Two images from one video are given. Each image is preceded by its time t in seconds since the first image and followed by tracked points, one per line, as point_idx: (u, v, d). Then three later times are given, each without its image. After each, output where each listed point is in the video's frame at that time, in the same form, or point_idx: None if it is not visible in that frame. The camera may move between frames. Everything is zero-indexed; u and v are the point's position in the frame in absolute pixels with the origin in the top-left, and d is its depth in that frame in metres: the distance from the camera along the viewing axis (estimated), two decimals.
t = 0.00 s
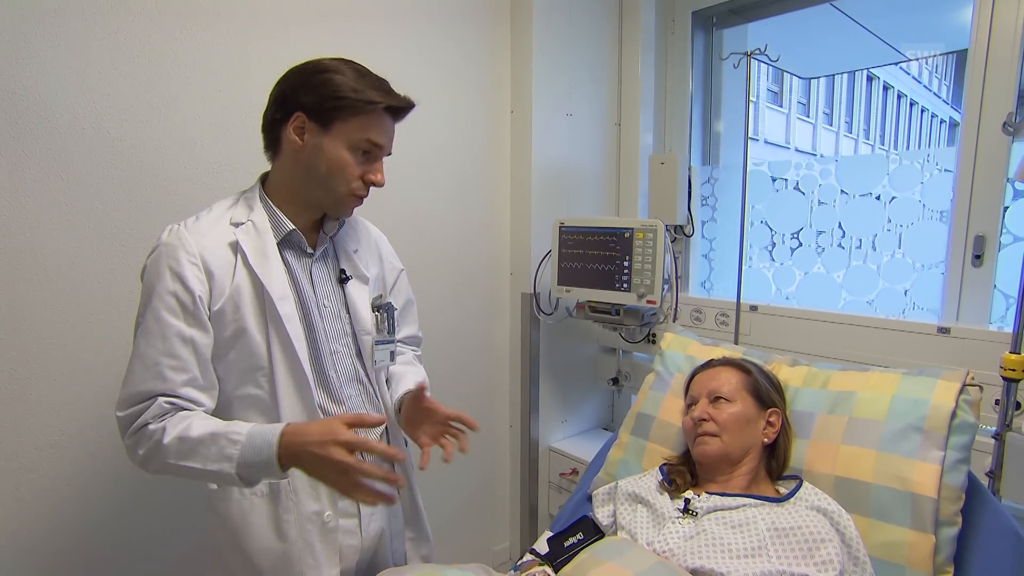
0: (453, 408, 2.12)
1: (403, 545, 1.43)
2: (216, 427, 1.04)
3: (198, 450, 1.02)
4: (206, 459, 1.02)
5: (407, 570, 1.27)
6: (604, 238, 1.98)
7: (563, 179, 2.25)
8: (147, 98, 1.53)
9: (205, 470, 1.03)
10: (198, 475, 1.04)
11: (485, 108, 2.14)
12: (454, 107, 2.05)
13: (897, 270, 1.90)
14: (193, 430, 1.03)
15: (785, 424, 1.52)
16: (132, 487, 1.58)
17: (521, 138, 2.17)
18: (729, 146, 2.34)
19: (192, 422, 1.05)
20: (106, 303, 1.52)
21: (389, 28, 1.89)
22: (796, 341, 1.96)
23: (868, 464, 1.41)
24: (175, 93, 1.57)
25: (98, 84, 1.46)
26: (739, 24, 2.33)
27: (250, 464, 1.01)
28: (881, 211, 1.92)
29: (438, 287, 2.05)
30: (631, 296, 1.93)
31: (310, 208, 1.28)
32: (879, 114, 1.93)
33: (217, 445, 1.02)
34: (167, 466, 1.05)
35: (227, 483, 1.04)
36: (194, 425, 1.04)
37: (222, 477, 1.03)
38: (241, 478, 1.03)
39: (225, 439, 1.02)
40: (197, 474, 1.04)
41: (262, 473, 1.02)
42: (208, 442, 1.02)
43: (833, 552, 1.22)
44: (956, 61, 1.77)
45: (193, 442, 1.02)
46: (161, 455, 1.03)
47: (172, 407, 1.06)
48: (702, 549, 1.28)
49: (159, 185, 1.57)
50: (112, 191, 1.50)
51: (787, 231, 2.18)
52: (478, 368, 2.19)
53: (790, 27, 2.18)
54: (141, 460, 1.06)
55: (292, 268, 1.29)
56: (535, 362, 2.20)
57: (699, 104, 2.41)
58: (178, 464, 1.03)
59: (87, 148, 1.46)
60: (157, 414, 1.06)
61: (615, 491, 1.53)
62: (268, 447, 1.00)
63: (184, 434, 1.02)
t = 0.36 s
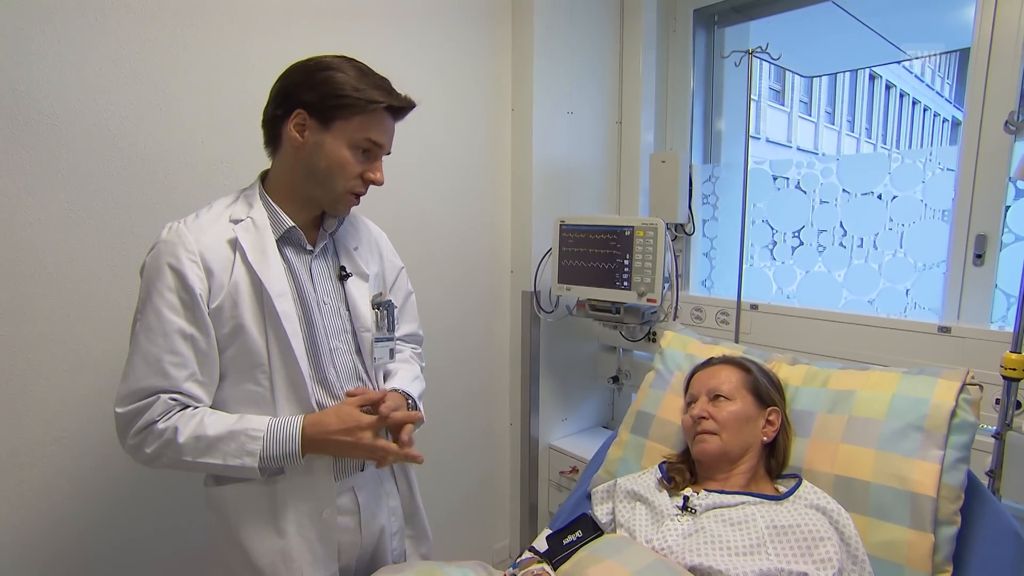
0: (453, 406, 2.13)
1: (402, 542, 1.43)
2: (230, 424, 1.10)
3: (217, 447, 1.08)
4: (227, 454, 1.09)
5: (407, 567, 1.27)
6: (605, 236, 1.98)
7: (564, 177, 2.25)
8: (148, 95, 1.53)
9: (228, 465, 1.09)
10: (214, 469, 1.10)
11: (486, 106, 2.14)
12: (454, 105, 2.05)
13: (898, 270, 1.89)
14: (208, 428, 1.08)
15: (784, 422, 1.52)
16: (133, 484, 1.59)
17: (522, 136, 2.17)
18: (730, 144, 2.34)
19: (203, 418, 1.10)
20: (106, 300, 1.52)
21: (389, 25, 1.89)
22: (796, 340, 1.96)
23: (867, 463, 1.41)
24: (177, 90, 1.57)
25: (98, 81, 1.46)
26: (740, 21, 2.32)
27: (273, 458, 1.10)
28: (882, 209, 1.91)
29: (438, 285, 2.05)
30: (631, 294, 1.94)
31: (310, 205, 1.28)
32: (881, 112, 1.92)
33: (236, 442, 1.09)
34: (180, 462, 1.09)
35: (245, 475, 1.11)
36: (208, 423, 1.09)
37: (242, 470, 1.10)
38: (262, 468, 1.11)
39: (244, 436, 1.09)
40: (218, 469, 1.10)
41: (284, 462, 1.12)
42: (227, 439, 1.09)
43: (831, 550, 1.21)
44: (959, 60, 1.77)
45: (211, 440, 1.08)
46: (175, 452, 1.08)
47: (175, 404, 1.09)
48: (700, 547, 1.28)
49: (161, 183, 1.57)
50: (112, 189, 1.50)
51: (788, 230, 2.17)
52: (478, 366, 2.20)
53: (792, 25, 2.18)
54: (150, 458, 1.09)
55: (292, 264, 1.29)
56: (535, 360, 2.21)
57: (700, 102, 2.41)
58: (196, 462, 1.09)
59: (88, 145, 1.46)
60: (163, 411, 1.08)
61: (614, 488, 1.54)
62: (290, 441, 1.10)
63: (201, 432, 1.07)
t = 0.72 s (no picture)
0: (458, 406, 2.12)
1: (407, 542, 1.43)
2: (235, 426, 1.10)
3: (221, 450, 1.08)
4: (230, 457, 1.09)
5: (412, 567, 1.27)
6: (610, 236, 1.97)
7: (569, 177, 2.24)
8: (154, 95, 1.53)
9: (232, 469, 1.09)
10: (219, 472, 1.10)
11: (491, 106, 2.13)
12: (460, 105, 2.05)
13: (906, 270, 1.88)
14: (213, 431, 1.08)
15: (791, 424, 1.51)
16: (139, 483, 1.59)
17: (527, 136, 2.17)
18: (736, 144, 2.33)
19: (208, 421, 1.10)
20: (112, 299, 1.53)
21: (394, 24, 1.88)
22: (803, 340, 1.95)
23: (875, 464, 1.40)
24: (182, 90, 1.57)
25: (105, 81, 1.46)
26: (746, 21, 2.31)
27: (276, 462, 1.10)
28: (889, 209, 1.90)
29: (443, 284, 2.05)
30: (636, 295, 1.93)
31: (316, 205, 1.28)
32: (889, 110, 1.91)
33: (241, 445, 1.09)
34: (184, 463, 1.09)
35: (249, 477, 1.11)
36: (213, 426, 1.09)
37: (245, 473, 1.10)
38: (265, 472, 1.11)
39: (250, 439, 1.09)
40: (222, 471, 1.10)
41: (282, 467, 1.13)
42: (231, 442, 1.09)
43: (839, 552, 1.20)
44: (968, 59, 1.75)
45: (216, 443, 1.08)
46: (179, 453, 1.08)
47: (179, 405, 1.09)
48: (707, 548, 1.27)
49: (167, 182, 1.57)
50: (119, 189, 1.51)
51: (794, 229, 2.16)
52: (483, 366, 2.19)
53: (798, 24, 2.17)
54: (154, 459, 1.09)
55: (297, 264, 1.29)
56: (540, 360, 2.20)
57: (705, 101, 2.40)
58: (201, 465, 1.09)
59: (94, 145, 1.46)
60: (167, 412, 1.08)
61: (620, 489, 1.53)
62: (298, 444, 1.11)
63: (206, 435, 1.07)
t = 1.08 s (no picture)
0: (459, 403, 2.12)
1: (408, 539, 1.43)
2: (236, 422, 1.10)
3: (223, 446, 1.08)
4: (232, 453, 1.08)
5: (412, 565, 1.27)
6: (613, 234, 1.96)
7: (572, 174, 2.23)
8: (156, 88, 1.52)
9: (233, 464, 1.09)
10: (219, 468, 1.10)
11: (494, 102, 2.12)
12: (463, 101, 2.04)
13: (910, 270, 1.87)
14: (215, 426, 1.08)
15: (794, 423, 1.51)
16: (141, 478, 1.58)
17: (530, 133, 2.16)
18: (740, 142, 2.32)
19: (209, 416, 1.09)
20: (113, 294, 1.52)
21: (397, 19, 1.87)
22: (806, 340, 1.94)
23: (878, 465, 1.39)
24: (185, 84, 1.56)
25: (107, 75, 1.45)
26: (752, 18, 2.30)
27: (278, 459, 1.10)
28: (894, 208, 1.89)
29: (445, 280, 2.04)
30: (639, 293, 1.92)
31: (318, 201, 1.27)
32: (894, 109, 1.89)
33: (243, 441, 1.08)
34: (185, 459, 1.09)
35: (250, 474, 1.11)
36: (215, 421, 1.08)
37: (246, 469, 1.10)
38: (265, 469, 1.10)
39: (251, 435, 1.09)
40: (223, 467, 1.09)
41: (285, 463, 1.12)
42: (233, 438, 1.08)
43: (842, 553, 1.20)
44: (973, 57, 1.74)
45: (217, 438, 1.07)
46: (180, 449, 1.07)
47: (180, 401, 1.08)
48: (709, 548, 1.27)
49: (169, 176, 1.56)
50: (120, 183, 1.50)
51: (797, 228, 2.15)
52: (484, 363, 2.19)
53: (804, 22, 2.16)
54: (155, 455, 1.09)
55: (298, 260, 1.28)
56: (542, 357, 2.19)
57: (709, 99, 2.39)
58: (201, 461, 1.09)
59: (96, 139, 1.45)
60: (168, 408, 1.07)
61: (621, 488, 1.52)
62: (300, 441, 1.11)
63: (207, 431, 1.07)
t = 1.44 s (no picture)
0: (463, 403, 2.12)
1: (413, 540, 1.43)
2: (238, 423, 1.09)
3: (225, 446, 1.07)
4: (234, 453, 1.08)
5: (417, 565, 1.26)
6: (616, 233, 1.96)
7: (574, 173, 2.22)
8: (157, 89, 1.52)
9: (238, 466, 1.08)
10: (224, 468, 1.09)
11: (496, 102, 2.11)
12: (465, 100, 2.03)
13: (915, 268, 1.86)
14: (217, 427, 1.07)
15: (799, 423, 1.50)
16: (145, 480, 1.58)
17: (532, 132, 2.15)
18: (743, 140, 2.31)
19: (213, 417, 1.09)
20: (116, 295, 1.52)
21: (399, 19, 1.87)
22: (810, 339, 1.93)
23: (884, 464, 1.38)
24: (187, 85, 1.56)
25: (109, 76, 1.45)
26: (754, 16, 2.29)
27: (280, 458, 1.09)
28: (899, 206, 1.88)
29: (448, 280, 2.04)
30: (642, 292, 1.92)
31: (321, 201, 1.27)
32: (898, 106, 1.88)
33: (245, 441, 1.08)
34: (189, 460, 1.08)
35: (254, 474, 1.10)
36: (218, 422, 1.08)
37: (251, 470, 1.09)
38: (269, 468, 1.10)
39: (253, 435, 1.08)
40: (227, 468, 1.09)
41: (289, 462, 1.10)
42: (235, 439, 1.07)
43: (848, 554, 1.19)
44: (978, 53, 1.73)
45: (220, 439, 1.07)
46: (184, 450, 1.07)
47: (185, 403, 1.08)
48: (714, 548, 1.26)
49: (171, 177, 1.56)
50: (122, 184, 1.50)
51: (801, 226, 2.14)
52: (488, 363, 2.18)
53: (806, 19, 2.14)
54: (159, 457, 1.08)
55: (300, 261, 1.27)
56: (545, 357, 2.19)
57: (712, 97, 2.38)
58: (205, 462, 1.08)
59: (98, 140, 1.45)
60: (172, 409, 1.07)
61: (625, 488, 1.52)
62: (302, 440, 1.10)
63: (209, 431, 1.06)
